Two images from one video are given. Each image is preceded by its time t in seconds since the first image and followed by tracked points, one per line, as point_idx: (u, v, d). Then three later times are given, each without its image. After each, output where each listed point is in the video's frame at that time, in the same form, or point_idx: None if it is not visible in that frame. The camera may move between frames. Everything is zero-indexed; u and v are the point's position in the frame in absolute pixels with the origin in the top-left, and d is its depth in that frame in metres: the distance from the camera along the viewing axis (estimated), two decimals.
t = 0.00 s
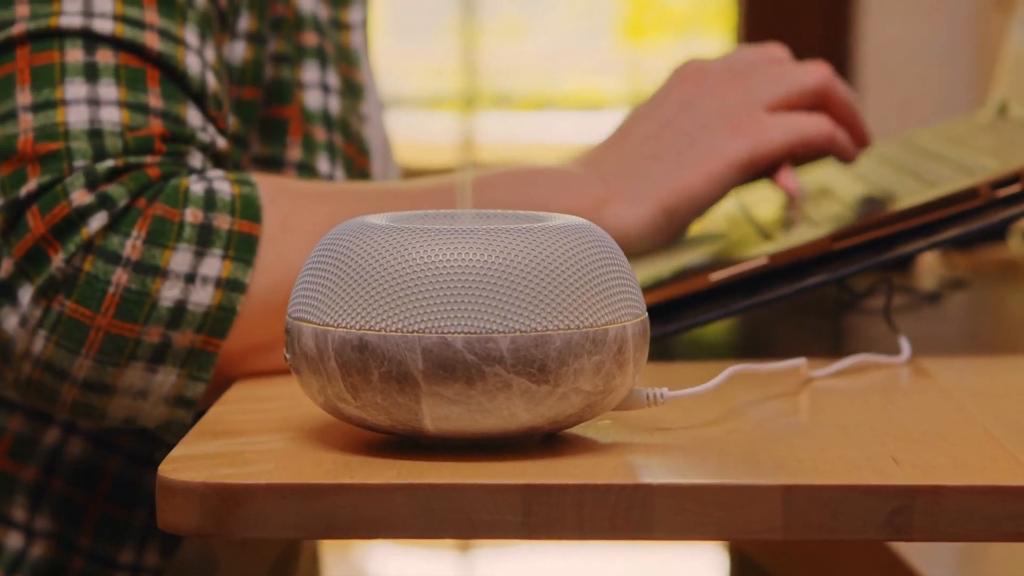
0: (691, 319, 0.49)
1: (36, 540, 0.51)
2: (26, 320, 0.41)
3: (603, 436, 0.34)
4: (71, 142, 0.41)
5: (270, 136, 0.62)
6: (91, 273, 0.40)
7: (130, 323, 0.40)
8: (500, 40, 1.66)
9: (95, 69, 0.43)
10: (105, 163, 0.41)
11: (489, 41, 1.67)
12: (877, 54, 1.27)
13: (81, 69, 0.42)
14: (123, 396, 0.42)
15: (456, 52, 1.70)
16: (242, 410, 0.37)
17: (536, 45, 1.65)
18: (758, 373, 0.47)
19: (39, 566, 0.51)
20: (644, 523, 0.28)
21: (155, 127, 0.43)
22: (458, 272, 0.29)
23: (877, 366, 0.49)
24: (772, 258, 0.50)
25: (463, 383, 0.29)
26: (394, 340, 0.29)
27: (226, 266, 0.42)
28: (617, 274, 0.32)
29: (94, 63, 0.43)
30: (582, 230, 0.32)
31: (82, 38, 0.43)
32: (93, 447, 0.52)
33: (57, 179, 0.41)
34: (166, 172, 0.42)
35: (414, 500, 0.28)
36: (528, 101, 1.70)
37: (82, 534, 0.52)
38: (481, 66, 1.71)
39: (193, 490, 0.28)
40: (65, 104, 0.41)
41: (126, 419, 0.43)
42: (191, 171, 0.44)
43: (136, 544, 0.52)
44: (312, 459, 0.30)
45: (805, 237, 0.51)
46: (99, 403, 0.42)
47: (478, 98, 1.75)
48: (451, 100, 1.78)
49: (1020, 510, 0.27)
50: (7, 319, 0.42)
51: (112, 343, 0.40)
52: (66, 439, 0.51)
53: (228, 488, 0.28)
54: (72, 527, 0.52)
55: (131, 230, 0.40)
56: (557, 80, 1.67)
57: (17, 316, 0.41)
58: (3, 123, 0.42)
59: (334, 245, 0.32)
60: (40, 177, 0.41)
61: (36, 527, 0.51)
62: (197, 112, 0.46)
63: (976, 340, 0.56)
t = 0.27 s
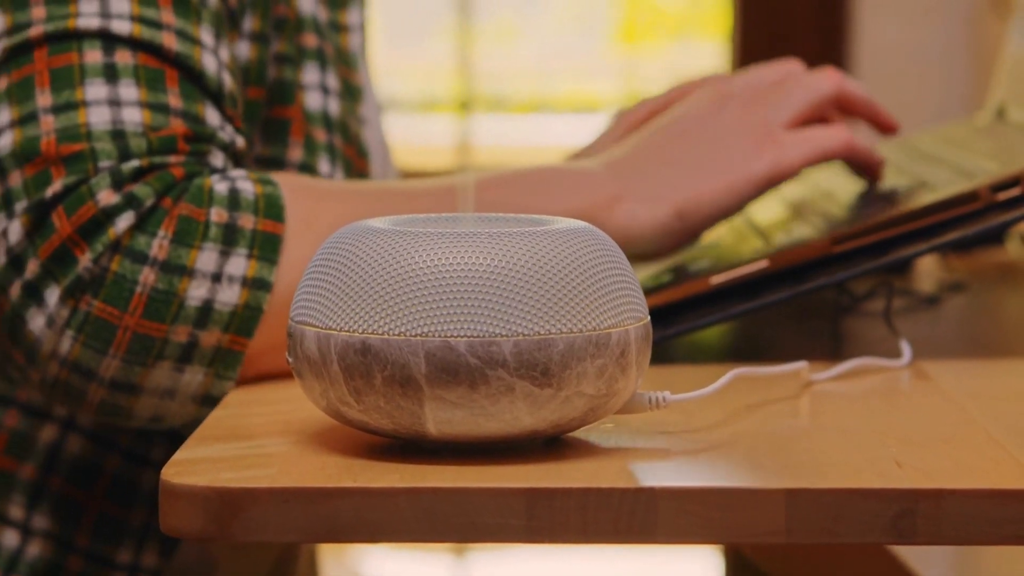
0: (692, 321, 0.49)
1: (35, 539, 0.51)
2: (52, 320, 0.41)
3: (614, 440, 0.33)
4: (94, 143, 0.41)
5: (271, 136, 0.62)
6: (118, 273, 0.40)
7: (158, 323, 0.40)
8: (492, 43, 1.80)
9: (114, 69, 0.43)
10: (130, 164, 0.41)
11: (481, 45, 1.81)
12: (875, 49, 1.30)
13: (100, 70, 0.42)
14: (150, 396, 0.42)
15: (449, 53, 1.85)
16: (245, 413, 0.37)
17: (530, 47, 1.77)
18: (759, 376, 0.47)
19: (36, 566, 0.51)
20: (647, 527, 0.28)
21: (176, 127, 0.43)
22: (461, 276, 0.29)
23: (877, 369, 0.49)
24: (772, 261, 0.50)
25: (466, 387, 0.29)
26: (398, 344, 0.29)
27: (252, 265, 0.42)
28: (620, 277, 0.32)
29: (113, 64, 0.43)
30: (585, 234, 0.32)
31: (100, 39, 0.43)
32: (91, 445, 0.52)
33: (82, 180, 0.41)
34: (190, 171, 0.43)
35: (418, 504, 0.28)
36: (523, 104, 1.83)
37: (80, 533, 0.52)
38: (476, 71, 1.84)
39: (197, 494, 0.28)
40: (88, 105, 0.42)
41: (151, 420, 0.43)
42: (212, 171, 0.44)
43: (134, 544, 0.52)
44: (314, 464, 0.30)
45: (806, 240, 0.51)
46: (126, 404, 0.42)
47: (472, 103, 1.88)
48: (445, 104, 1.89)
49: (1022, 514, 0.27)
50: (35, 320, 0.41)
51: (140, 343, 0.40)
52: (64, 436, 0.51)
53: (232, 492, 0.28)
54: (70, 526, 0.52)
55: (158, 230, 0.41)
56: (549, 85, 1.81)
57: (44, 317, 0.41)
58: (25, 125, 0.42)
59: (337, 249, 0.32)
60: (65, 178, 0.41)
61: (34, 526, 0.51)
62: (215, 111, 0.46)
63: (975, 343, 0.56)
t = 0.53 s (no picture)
0: (693, 324, 0.49)
1: (35, 541, 0.51)
2: (52, 322, 0.41)
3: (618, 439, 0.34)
4: (96, 145, 0.41)
5: (272, 139, 0.62)
6: (119, 275, 0.40)
7: (158, 325, 0.40)
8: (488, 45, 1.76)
9: (116, 71, 0.42)
10: (131, 165, 0.41)
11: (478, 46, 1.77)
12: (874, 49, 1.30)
13: (103, 72, 0.42)
14: (150, 399, 0.42)
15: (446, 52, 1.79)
16: (246, 416, 0.37)
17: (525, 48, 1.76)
18: (761, 379, 0.47)
19: (37, 569, 0.51)
20: (651, 530, 0.28)
21: (178, 129, 0.43)
22: (465, 279, 0.29)
23: (879, 373, 0.49)
24: (774, 264, 0.50)
25: (470, 390, 0.29)
26: (401, 347, 0.29)
27: (252, 267, 0.42)
28: (623, 280, 0.32)
29: (116, 65, 0.43)
30: (589, 237, 0.32)
31: (103, 41, 0.43)
32: (92, 448, 0.52)
33: (84, 181, 0.41)
34: (191, 173, 0.43)
35: (422, 507, 0.28)
36: (517, 106, 1.82)
37: (81, 535, 0.52)
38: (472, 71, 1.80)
39: (200, 497, 0.28)
40: (89, 106, 0.41)
41: (151, 421, 0.43)
42: (214, 173, 0.44)
43: (136, 548, 0.52)
44: (318, 467, 0.30)
45: (808, 242, 0.51)
46: (125, 406, 0.42)
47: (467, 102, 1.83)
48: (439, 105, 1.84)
49: None
50: (36, 321, 0.41)
51: (140, 345, 0.40)
52: (65, 439, 0.51)
53: (236, 495, 0.28)
54: (70, 529, 0.52)
55: (159, 232, 0.41)
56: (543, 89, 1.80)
57: (44, 319, 0.41)
58: (27, 126, 0.41)
59: (341, 252, 0.32)
60: (66, 180, 0.41)
61: (35, 529, 0.51)
62: (217, 113, 0.46)
63: (976, 346, 0.56)
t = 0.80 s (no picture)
0: (696, 328, 0.49)
1: (37, 547, 0.51)
2: (46, 327, 0.41)
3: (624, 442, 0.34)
4: (89, 151, 0.41)
5: (273, 143, 0.62)
6: (112, 281, 0.40)
7: (151, 331, 0.40)
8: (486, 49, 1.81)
9: (110, 76, 0.42)
10: (125, 171, 0.41)
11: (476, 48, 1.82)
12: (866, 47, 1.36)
13: (96, 78, 0.42)
14: (144, 404, 0.42)
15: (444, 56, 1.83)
16: (248, 419, 0.37)
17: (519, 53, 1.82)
18: (765, 383, 0.47)
19: None
20: (657, 533, 0.28)
21: (172, 134, 0.43)
22: (470, 282, 0.29)
23: (882, 376, 0.49)
24: (776, 267, 0.50)
25: (476, 393, 0.29)
26: (406, 350, 0.29)
27: (246, 274, 0.42)
28: (628, 283, 0.32)
29: (110, 71, 0.43)
30: (593, 240, 0.32)
31: (97, 46, 0.43)
32: (96, 454, 0.52)
33: (77, 187, 0.40)
34: (185, 179, 0.42)
35: (427, 510, 0.28)
36: (513, 110, 1.85)
37: (83, 540, 0.51)
38: (468, 74, 1.85)
39: (205, 500, 0.28)
40: (83, 112, 0.41)
41: (145, 427, 0.43)
42: (208, 179, 0.44)
43: (139, 552, 0.52)
44: (321, 470, 0.30)
45: (809, 245, 0.51)
46: (120, 412, 0.42)
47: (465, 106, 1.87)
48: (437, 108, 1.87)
49: None
50: (29, 327, 0.41)
51: (133, 352, 0.40)
52: (67, 445, 0.51)
53: (243, 497, 0.28)
54: (72, 535, 0.51)
55: (152, 238, 0.41)
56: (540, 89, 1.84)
57: (38, 324, 0.41)
58: (20, 132, 0.42)
59: (345, 255, 0.32)
60: (59, 185, 0.40)
61: (37, 535, 0.51)
62: (211, 119, 0.46)
63: (980, 349, 0.56)
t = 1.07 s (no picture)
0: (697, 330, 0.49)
1: (36, 547, 0.50)
2: (68, 324, 0.40)
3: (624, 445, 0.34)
4: (108, 148, 0.41)
5: (273, 145, 0.62)
6: (135, 277, 0.40)
7: (174, 327, 0.40)
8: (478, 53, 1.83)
9: (125, 74, 0.42)
10: (145, 167, 0.41)
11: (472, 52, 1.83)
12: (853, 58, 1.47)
13: (112, 75, 0.42)
14: (165, 402, 0.42)
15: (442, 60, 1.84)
16: (251, 423, 0.37)
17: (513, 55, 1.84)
18: (767, 386, 0.47)
19: None
20: (660, 536, 0.28)
21: (189, 131, 0.43)
22: (474, 286, 0.29)
23: (883, 379, 0.49)
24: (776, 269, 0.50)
25: (479, 397, 0.29)
26: (410, 354, 0.29)
27: (267, 270, 0.42)
28: (631, 286, 0.32)
29: (124, 68, 0.43)
30: (596, 242, 0.32)
31: (111, 44, 0.43)
32: (95, 452, 0.51)
33: (98, 184, 0.40)
34: (204, 176, 0.42)
35: (431, 513, 0.28)
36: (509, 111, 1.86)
37: (82, 540, 0.51)
38: (465, 79, 1.85)
39: (209, 503, 0.28)
40: (99, 109, 0.41)
41: (167, 424, 0.43)
42: (225, 176, 0.44)
43: (137, 552, 0.52)
44: (324, 473, 0.30)
45: (809, 246, 0.51)
46: (141, 409, 0.42)
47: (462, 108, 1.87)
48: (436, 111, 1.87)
49: None
50: (51, 324, 0.41)
51: (156, 348, 0.40)
52: (66, 442, 0.51)
53: (247, 501, 0.28)
54: (72, 535, 0.51)
55: (174, 234, 0.41)
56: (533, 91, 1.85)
57: (60, 320, 0.41)
58: (37, 130, 0.41)
59: (348, 258, 0.32)
60: (80, 182, 0.40)
61: (36, 534, 0.50)
62: (225, 116, 0.45)
63: (980, 352, 0.56)
